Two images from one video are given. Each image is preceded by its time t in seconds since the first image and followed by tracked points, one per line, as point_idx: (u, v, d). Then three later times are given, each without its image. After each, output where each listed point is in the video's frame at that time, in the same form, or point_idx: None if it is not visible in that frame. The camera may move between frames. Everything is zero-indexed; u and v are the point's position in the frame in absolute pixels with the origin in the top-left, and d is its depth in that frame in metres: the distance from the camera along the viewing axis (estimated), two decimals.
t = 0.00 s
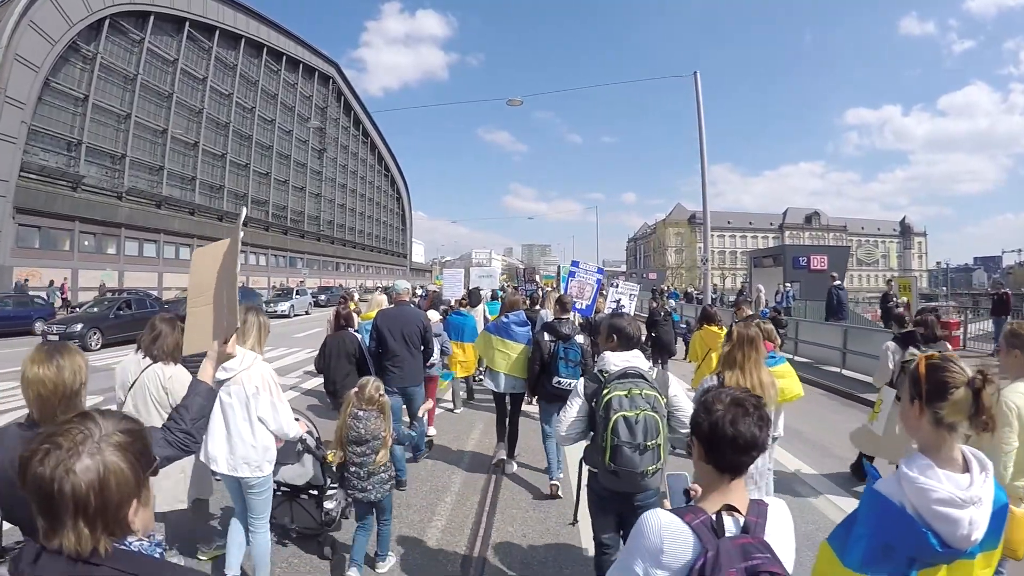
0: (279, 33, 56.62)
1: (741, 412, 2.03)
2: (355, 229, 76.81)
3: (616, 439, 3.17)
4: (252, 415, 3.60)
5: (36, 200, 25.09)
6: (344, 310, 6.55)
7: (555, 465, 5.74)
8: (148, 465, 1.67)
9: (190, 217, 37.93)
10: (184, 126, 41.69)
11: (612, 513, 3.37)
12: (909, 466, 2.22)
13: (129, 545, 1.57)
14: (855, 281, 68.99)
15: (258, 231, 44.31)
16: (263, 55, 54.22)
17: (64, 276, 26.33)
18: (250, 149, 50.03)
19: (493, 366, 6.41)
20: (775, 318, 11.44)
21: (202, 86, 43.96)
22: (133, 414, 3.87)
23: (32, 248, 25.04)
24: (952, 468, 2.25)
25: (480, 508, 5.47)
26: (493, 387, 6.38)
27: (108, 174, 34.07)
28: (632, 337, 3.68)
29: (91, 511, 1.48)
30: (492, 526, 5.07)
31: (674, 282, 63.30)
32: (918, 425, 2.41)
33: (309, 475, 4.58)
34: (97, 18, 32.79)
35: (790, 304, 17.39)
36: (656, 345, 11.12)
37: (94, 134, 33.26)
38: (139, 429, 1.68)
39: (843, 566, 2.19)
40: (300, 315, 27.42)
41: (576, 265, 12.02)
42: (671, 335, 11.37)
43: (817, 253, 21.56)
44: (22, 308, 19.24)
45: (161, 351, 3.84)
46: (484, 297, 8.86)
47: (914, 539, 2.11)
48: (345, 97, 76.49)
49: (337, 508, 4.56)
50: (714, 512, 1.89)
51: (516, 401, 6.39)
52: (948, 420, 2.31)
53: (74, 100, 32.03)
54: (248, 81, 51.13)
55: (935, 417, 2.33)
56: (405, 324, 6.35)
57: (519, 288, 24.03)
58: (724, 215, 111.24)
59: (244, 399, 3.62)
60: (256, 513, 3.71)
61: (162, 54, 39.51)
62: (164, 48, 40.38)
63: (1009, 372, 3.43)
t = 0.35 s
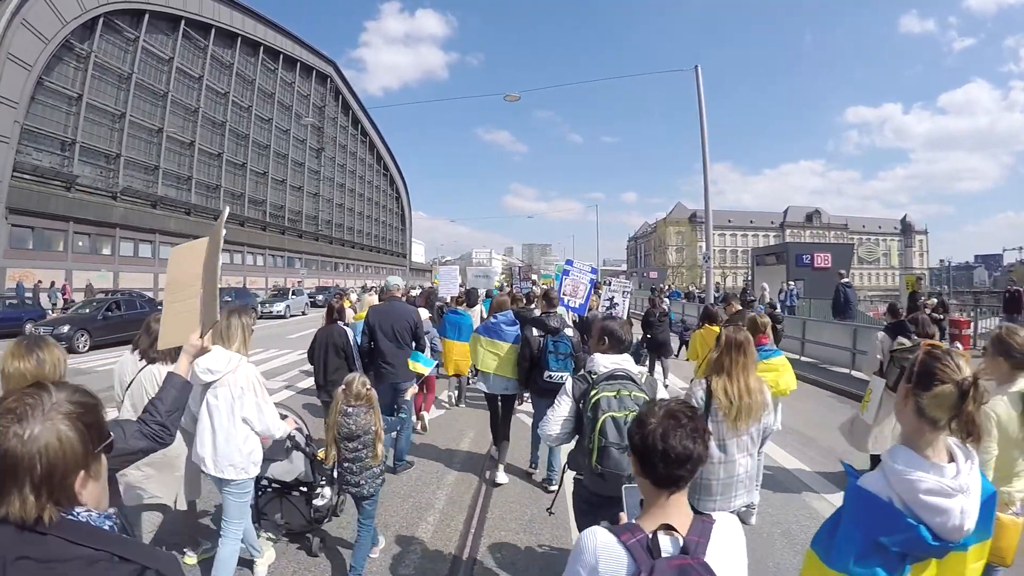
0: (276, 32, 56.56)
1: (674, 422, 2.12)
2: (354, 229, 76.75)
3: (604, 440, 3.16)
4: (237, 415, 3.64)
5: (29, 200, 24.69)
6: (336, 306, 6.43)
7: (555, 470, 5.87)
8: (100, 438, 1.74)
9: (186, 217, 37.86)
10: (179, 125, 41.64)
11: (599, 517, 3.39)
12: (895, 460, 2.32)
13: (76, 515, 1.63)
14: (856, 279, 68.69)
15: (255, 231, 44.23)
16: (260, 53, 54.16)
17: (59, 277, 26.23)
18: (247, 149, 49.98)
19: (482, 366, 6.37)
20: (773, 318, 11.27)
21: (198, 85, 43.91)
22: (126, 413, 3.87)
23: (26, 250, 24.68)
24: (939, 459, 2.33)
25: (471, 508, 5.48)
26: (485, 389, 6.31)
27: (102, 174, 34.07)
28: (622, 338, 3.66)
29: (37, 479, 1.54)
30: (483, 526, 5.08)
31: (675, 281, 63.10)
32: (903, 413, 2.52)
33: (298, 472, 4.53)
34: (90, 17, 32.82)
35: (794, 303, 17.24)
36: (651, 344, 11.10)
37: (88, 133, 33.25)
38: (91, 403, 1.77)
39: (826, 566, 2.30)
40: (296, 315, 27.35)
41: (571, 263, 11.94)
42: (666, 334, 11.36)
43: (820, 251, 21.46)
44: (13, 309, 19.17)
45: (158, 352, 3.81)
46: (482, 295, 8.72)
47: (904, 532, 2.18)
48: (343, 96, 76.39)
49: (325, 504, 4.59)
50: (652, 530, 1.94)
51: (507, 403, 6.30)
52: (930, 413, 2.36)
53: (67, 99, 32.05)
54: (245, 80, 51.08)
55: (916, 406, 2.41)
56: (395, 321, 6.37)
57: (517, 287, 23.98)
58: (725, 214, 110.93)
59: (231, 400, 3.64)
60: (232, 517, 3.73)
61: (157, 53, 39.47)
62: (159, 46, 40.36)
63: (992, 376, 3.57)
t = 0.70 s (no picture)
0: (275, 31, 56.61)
1: (629, 430, 2.06)
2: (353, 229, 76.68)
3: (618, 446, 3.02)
4: (229, 421, 3.62)
5: (24, 199, 24.71)
6: (341, 313, 6.40)
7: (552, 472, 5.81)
8: (77, 450, 1.84)
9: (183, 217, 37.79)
10: (177, 124, 41.65)
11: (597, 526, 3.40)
12: (860, 483, 2.37)
13: (58, 515, 1.71)
14: (859, 282, 68.42)
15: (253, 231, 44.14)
16: (259, 52, 54.18)
17: (53, 277, 26.15)
18: (245, 148, 49.95)
19: (476, 370, 6.34)
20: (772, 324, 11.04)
21: (195, 84, 43.91)
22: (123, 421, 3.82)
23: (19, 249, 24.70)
24: (905, 485, 2.37)
25: (467, 511, 5.46)
26: (478, 390, 6.26)
27: (97, 172, 34.13)
28: (616, 346, 3.65)
29: (19, 484, 1.63)
30: (479, 530, 5.06)
31: (676, 283, 62.97)
32: (872, 439, 2.53)
33: (295, 478, 4.54)
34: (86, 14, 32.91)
35: (798, 308, 17.21)
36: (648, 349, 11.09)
37: (84, 132, 33.27)
38: (70, 419, 1.89)
39: None
40: (293, 316, 27.28)
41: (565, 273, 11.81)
42: (662, 339, 11.33)
43: (825, 254, 21.37)
44: (4, 310, 19.10)
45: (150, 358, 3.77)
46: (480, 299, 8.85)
47: (864, 555, 2.27)
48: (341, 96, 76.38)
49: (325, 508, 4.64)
50: (597, 537, 1.90)
51: (500, 403, 6.37)
52: (900, 439, 2.41)
53: (63, 97, 32.14)
54: (243, 79, 51.06)
55: (887, 434, 2.44)
56: (388, 328, 6.33)
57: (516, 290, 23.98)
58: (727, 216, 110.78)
59: (221, 405, 3.62)
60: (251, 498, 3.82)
61: (153, 51, 39.49)
62: (157, 44, 40.39)
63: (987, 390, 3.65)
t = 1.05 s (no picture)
0: (272, 28, 56.55)
1: (667, 453, 2.10)
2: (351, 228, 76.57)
3: (605, 456, 3.08)
4: (244, 426, 3.58)
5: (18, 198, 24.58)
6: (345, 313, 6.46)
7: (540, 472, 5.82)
8: (123, 477, 1.78)
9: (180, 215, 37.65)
10: (173, 121, 41.58)
11: (590, 529, 3.39)
12: (866, 489, 2.35)
13: (104, 549, 1.67)
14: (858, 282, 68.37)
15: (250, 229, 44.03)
16: (256, 49, 54.11)
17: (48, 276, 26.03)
18: (242, 146, 49.88)
19: (475, 376, 6.29)
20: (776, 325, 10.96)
21: (192, 80, 43.83)
22: (133, 421, 3.78)
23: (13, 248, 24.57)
24: (907, 491, 2.36)
25: (472, 512, 5.45)
26: (478, 397, 6.24)
27: (92, 170, 34.09)
28: (603, 354, 3.65)
29: (68, 517, 1.58)
30: (483, 530, 5.05)
31: (676, 282, 62.78)
32: (875, 449, 2.50)
33: (302, 478, 4.50)
34: (81, 10, 32.96)
35: (802, 309, 17.20)
36: (649, 350, 11.08)
37: (79, 129, 33.21)
38: (113, 446, 1.82)
39: None
40: (289, 316, 27.21)
41: (572, 271, 11.82)
42: (661, 341, 11.29)
43: (829, 254, 21.33)
44: None
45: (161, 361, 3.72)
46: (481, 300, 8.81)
47: (865, 558, 2.24)
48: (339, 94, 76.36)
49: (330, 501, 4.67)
50: (631, 557, 1.91)
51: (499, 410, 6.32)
52: (905, 449, 2.38)
53: (58, 94, 32.16)
54: (241, 76, 51.00)
55: (892, 445, 2.41)
56: (384, 327, 6.25)
57: (515, 291, 23.97)
58: (727, 216, 110.65)
59: (234, 410, 3.59)
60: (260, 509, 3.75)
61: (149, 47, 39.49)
62: (153, 41, 40.37)
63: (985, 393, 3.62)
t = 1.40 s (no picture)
0: (267, 25, 56.32)
1: (673, 424, 2.05)
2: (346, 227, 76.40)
3: (572, 441, 3.14)
4: (234, 419, 3.54)
5: (7, 196, 24.42)
6: (332, 307, 6.46)
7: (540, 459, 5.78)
8: (122, 447, 1.78)
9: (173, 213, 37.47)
10: (165, 119, 41.42)
11: (572, 518, 3.34)
12: (878, 459, 2.33)
13: (98, 518, 1.67)
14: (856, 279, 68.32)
15: (244, 228, 43.84)
16: (250, 46, 53.88)
17: (38, 275, 25.88)
18: (236, 143, 49.69)
19: (469, 366, 6.29)
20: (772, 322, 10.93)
21: (185, 77, 43.63)
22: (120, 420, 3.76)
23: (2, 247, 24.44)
24: (919, 459, 2.35)
25: (467, 509, 5.43)
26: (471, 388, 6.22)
27: (83, 168, 33.93)
28: (594, 340, 3.61)
29: (62, 484, 1.57)
30: (476, 526, 5.05)
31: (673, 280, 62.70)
32: (882, 421, 2.49)
33: (293, 475, 4.47)
34: (71, 6, 32.84)
35: (803, 306, 17.14)
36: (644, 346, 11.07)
37: (69, 127, 33.06)
38: (113, 413, 1.80)
39: (812, 562, 2.29)
40: (281, 315, 27.09)
41: (564, 269, 11.93)
42: (658, 336, 11.21)
43: (830, 250, 21.24)
44: None
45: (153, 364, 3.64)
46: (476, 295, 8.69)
47: (885, 529, 2.21)
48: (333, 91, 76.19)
49: (320, 505, 4.61)
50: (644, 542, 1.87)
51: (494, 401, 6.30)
52: (913, 420, 2.38)
53: (47, 91, 32.05)
54: (234, 73, 50.80)
55: (900, 415, 2.41)
56: (384, 324, 6.27)
57: (511, 288, 23.93)
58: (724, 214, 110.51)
59: (225, 403, 3.54)
60: (228, 517, 3.66)
61: (142, 44, 39.32)
62: (145, 37, 40.20)
63: (986, 386, 3.57)
